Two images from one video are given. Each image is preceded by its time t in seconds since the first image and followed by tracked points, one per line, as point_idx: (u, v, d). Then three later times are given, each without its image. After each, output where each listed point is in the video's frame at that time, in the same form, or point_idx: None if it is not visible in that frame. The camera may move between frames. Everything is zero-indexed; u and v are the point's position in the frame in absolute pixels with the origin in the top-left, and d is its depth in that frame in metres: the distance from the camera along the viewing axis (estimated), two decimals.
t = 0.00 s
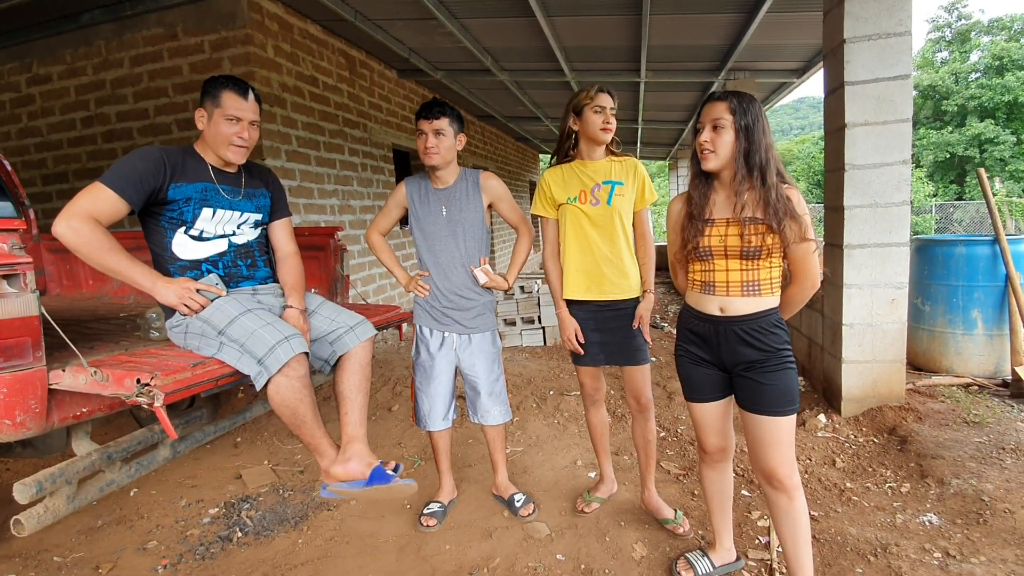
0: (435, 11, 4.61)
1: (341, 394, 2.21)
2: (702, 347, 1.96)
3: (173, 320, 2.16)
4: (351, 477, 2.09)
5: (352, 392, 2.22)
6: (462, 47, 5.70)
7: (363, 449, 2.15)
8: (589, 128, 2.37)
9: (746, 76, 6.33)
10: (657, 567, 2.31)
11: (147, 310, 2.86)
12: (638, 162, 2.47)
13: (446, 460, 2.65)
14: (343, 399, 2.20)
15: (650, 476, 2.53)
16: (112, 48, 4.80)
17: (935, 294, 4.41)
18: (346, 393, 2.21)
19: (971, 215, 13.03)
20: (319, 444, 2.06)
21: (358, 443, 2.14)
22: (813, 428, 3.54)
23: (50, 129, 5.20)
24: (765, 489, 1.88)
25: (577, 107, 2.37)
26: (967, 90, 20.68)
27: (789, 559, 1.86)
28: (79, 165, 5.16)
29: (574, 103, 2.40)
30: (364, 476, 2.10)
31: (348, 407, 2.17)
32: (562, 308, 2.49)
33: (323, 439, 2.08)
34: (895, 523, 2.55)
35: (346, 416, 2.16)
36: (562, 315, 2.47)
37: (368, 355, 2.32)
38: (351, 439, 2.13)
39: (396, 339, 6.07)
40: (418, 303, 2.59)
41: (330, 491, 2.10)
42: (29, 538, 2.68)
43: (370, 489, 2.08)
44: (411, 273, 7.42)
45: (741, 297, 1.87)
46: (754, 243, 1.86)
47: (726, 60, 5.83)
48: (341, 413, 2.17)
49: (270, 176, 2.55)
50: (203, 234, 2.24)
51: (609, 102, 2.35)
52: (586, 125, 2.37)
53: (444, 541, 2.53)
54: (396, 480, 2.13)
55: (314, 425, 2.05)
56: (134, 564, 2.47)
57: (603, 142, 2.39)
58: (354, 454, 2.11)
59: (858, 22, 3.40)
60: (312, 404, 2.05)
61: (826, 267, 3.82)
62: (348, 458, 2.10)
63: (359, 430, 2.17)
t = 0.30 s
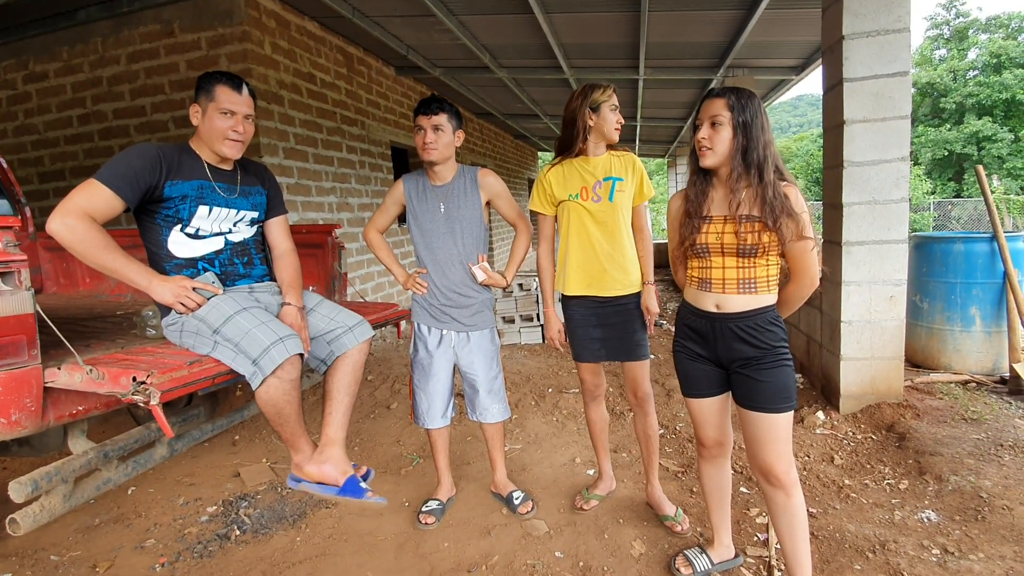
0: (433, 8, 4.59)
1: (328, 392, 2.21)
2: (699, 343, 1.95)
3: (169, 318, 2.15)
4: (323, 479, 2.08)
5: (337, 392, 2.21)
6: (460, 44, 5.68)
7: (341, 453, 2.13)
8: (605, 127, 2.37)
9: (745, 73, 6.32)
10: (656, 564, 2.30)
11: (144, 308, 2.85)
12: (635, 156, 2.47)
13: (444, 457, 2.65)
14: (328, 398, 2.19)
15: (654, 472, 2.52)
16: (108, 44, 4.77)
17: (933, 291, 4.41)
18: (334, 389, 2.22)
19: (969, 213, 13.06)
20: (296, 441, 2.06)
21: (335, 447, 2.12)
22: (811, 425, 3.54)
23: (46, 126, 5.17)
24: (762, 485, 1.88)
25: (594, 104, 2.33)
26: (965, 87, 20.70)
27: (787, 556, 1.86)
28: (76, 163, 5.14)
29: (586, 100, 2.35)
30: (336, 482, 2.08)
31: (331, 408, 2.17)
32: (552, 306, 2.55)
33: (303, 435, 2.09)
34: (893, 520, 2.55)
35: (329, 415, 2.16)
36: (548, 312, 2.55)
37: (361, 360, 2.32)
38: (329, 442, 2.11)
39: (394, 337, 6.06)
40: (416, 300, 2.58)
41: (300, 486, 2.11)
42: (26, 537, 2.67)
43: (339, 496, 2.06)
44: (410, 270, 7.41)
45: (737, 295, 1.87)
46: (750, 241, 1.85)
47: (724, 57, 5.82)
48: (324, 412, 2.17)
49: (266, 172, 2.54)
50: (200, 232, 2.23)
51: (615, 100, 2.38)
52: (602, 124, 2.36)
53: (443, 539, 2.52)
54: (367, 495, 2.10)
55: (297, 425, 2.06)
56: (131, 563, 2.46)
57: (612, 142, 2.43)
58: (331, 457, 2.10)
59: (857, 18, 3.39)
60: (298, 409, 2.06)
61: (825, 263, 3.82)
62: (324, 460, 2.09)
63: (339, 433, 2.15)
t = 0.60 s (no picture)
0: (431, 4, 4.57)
1: (317, 387, 2.24)
2: (695, 340, 1.96)
3: (165, 316, 2.14)
4: (294, 472, 2.12)
5: (325, 388, 2.23)
6: (458, 40, 5.66)
7: (316, 449, 2.15)
8: (609, 125, 2.39)
9: (744, 69, 6.31)
10: (654, 560, 2.31)
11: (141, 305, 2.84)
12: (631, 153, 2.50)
13: (442, 454, 2.65)
14: (315, 394, 2.22)
15: (652, 469, 2.53)
16: (104, 40, 4.75)
17: (930, 288, 4.42)
18: (322, 385, 2.24)
19: (967, 209, 13.10)
20: (274, 431, 2.10)
21: (311, 443, 2.14)
22: (809, 421, 3.54)
23: (41, 123, 5.15)
24: (759, 481, 1.88)
25: (602, 102, 2.33)
26: (963, 83, 20.71)
27: (784, 552, 1.86)
28: (72, 159, 5.11)
29: (594, 98, 2.34)
30: (307, 478, 2.12)
31: (316, 403, 2.19)
32: (553, 303, 2.51)
33: (282, 427, 2.12)
34: (890, 516, 2.56)
35: (311, 410, 2.18)
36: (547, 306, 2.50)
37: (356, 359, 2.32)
38: (306, 437, 2.13)
39: (393, 334, 6.05)
40: (414, 297, 2.58)
41: (271, 471, 2.16)
42: (25, 535, 2.67)
43: (307, 493, 2.11)
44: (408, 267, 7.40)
45: (733, 292, 1.87)
46: (747, 238, 1.85)
47: (723, 53, 5.81)
48: (307, 406, 2.19)
49: (263, 169, 2.53)
50: (195, 230, 2.22)
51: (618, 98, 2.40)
52: (606, 122, 2.38)
53: (441, 535, 2.53)
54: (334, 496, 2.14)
55: (277, 417, 2.09)
56: (130, 560, 2.46)
57: (613, 141, 2.46)
58: (305, 452, 2.12)
59: (855, 14, 3.38)
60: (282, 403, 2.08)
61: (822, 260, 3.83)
62: (297, 454, 2.11)
63: (318, 429, 2.17)
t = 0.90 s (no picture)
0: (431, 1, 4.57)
1: (338, 386, 2.22)
2: (694, 337, 1.97)
3: (168, 313, 2.15)
4: (351, 469, 2.09)
5: (348, 384, 2.23)
6: (458, 37, 5.66)
7: (363, 440, 2.14)
8: (606, 126, 2.40)
9: (744, 66, 6.30)
10: (654, 557, 2.32)
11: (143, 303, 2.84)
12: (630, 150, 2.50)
13: (443, 451, 2.66)
14: (341, 392, 2.20)
15: (652, 466, 2.54)
16: (103, 37, 4.75)
17: (930, 285, 4.43)
18: (343, 386, 2.22)
19: (966, 207, 13.11)
20: (317, 437, 2.06)
21: (357, 436, 2.13)
22: (808, 418, 3.56)
23: (40, 120, 5.15)
24: (758, 478, 1.89)
25: (599, 103, 2.33)
26: (963, 81, 20.70)
27: (783, 548, 1.88)
28: (71, 157, 5.11)
29: (590, 98, 2.35)
30: (364, 466, 2.09)
31: (346, 399, 2.18)
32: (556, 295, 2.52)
33: (322, 431, 2.08)
34: (889, 512, 2.58)
35: (345, 408, 2.16)
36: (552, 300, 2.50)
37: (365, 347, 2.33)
38: (350, 432, 2.12)
39: (394, 331, 6.06)
40: (415, 295, 2.59)
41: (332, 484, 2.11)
42: (27, 532, 2.68)
43: (371, 478, 2.08)
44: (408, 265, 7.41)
45: (732, 290, 1.88)
46: (746, 237, 1.86)
47: (723, 50, 5.80)
48: (339, 407, 2.17)
49: (266, 166, 2.53)
50: (199, 227, 2.23)
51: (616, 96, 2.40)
52: (604, 122, 2.39)
53: (443, 532, 2.54)
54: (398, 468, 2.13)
55: (313, 419, 2.05)
56: (133, 557, 2.47)
57: (612, 140, 2.47)
58: (353, 446, 2.11)
59: (856, 11, 3.38)
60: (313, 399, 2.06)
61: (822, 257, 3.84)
62: (347, 450, 2.09)
63: (358, 423, 2.16)
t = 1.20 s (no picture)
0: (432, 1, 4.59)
1: (329, 386, 2.26)
2: (691, 337, 1.98)
3: (171, 313, 2.17)
4: (322, 472, 2.15)
5: (337, 386, 2.25)
6: (459, 38, 5.68)
7: (340, 447, 2.19)
8: (599, 128, 2.43)
9: (745, 66, 6.31)
10: (652, 555, 2.34)
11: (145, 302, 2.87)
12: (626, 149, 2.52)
13: (443, 449, 2.68)
14: (328, 393, 2.24)
15: (650, 465, 2.55)
16: (106, 38, 4.77)
17: (929, 285, 4.44)
18: (333, 385, 2.26)
19: (968, 207, 13.10)
20: (294, 434, 2.12)
21: (334, 441, 2.18)
22: (807, 418, 3.57)
23: (44, 120, 5.18)
24: (754, 477, 1.91)
25: (592, 105, 2.35)
26: (965, 81, 20.67)
27: (779, 546, 1.89)
28: (74, 156, 5.14)
29: (584, 99, 2.37)
30: (335, 474, 2.14)
31: (331, 402, 2.21)
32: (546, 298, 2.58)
33: (302, 429, 2.14)
34: (886, 511, 2.59)
35: (329, 410, 2.21)
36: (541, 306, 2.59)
37: (361, 355, 2.34)
38: (327, 436, 2.16)
39: (395, 330, 6.08)
40: (415, 295, 2.61)
41: (302, 478, 2.19)
42: (31, 528, 2.71)
43: (338, 488, 2.13)
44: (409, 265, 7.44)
45: (728, 290, 1.89)
46: (742, 237, 1.88)
47: (724, 50, 5.81)
48: (323, 406, 2.22)
49: (268, 167, 2.55)
50: (203, 227, 2.25)
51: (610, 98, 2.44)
52: (597, 124, 2.41)
53: (443, 530, 2.56)
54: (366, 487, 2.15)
55: (295, 419, 2.11)
56: (135, 553, 2.50)
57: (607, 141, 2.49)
58: (329, 451, 2.16)
59: (855, 13, 3.40)
60: (298, 401, 2.11)
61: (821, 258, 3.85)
62: (322, 454, 2.15)
63: (338, 428, 2.20)
